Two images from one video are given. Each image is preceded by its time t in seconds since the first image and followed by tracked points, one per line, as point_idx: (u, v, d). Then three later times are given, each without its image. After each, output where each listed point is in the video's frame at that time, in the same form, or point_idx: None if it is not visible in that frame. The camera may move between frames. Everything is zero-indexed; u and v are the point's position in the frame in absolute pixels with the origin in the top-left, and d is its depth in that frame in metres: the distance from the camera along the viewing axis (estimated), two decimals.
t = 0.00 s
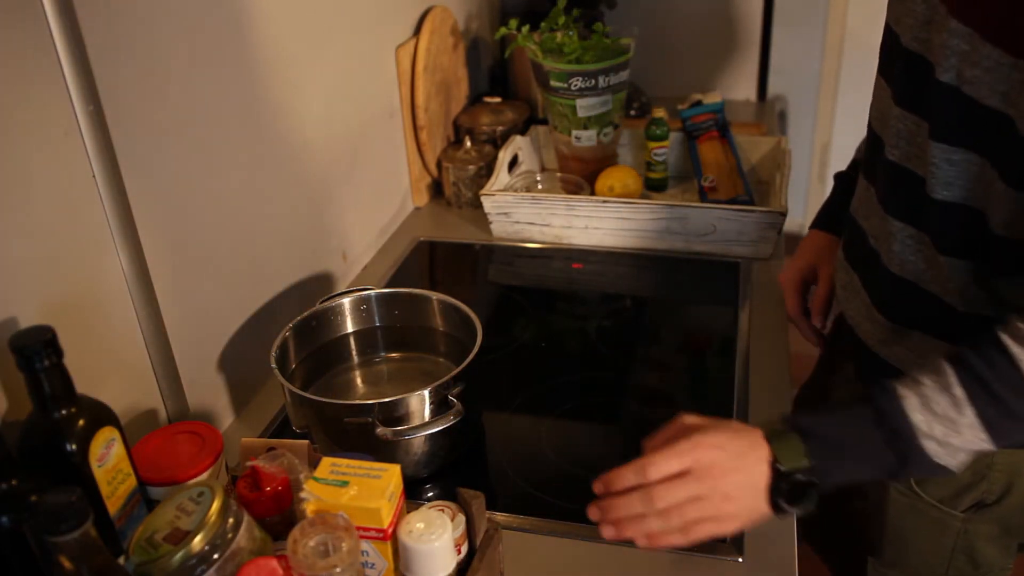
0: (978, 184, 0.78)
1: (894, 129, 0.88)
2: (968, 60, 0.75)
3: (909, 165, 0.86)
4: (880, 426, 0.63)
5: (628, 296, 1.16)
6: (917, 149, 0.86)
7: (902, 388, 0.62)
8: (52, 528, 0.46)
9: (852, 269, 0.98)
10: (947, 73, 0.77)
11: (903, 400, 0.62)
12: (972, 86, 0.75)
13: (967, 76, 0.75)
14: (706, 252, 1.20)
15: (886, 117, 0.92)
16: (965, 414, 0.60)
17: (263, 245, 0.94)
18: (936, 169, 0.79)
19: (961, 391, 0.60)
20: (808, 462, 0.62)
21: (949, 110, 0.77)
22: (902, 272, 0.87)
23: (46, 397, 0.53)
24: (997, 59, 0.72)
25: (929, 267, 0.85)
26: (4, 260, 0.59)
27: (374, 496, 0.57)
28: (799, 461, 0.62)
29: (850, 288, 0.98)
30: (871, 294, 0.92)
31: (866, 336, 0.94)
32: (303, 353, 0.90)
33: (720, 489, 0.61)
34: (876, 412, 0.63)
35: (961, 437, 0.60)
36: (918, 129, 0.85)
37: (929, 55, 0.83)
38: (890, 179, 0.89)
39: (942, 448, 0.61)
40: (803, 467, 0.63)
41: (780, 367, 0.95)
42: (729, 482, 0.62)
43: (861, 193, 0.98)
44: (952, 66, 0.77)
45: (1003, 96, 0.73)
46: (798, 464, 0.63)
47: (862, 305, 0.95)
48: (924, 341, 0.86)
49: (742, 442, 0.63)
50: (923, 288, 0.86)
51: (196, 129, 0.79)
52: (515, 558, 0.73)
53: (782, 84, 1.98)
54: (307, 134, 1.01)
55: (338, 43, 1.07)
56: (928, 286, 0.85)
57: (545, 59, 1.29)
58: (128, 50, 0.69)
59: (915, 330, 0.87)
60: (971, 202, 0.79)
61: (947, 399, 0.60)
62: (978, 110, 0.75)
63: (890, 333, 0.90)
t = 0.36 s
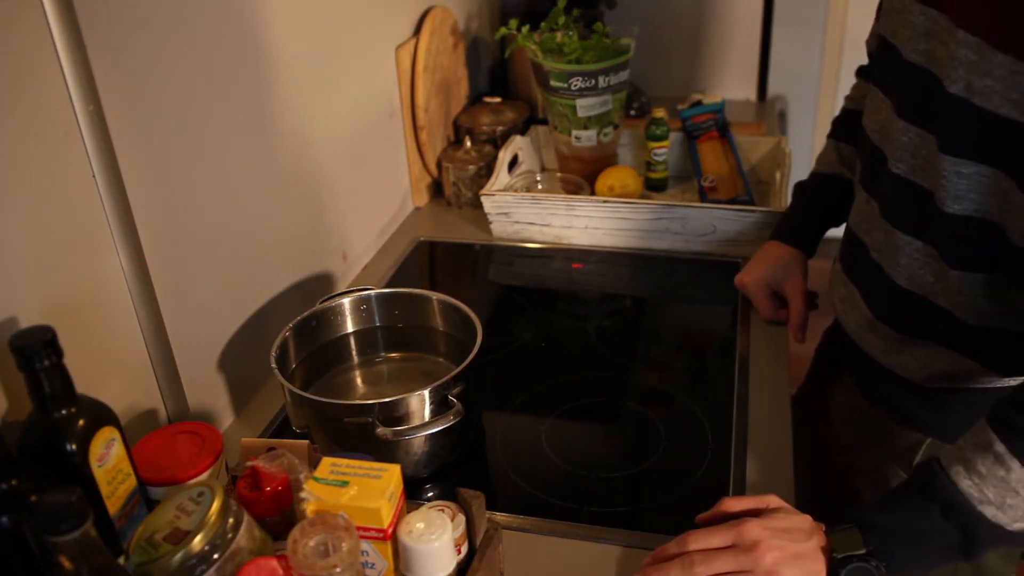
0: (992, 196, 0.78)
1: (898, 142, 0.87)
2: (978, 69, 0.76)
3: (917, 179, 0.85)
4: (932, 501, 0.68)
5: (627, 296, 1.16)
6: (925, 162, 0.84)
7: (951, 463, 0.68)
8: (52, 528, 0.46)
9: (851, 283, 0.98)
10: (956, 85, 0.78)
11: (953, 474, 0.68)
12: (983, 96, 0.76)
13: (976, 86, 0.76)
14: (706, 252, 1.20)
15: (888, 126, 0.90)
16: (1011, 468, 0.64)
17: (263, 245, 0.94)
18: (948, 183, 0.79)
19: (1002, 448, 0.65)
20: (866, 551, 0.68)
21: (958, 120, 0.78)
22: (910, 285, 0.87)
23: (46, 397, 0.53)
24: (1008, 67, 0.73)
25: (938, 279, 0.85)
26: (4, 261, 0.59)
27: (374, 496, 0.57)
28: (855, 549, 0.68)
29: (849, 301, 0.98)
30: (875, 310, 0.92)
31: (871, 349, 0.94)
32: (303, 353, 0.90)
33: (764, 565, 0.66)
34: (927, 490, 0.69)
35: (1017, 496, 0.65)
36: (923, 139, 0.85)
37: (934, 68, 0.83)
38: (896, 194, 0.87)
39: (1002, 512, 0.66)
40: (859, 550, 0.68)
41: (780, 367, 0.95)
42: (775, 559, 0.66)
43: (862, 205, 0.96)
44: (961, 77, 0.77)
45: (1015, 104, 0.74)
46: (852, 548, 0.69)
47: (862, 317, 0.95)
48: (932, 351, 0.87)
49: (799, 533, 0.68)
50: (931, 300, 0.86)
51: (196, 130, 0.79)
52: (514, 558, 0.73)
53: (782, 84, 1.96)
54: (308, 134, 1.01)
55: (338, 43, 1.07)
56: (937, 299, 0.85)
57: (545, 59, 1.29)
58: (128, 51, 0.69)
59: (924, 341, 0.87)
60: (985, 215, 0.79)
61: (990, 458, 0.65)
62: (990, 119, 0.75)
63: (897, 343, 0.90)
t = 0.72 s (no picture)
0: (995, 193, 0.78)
1: (897, 137, 0.87)
2: (978, 57, 0.75)
3: (917, 177, 0.84)
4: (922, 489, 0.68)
5: (627, 296, 1.16)
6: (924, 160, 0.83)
7: (933, 450, 0.68)
8: (51, 529, 0.46)
9: (852, 283, 0.98)
10: (964, 76, 0.78)
11: (936, 460, 0.68)
12: (989, 86, 0.75)
13: (980, 76, 0.76)
14: (706, 252, 1.20)
15: (888, 124, 0.89)
16: (993, 449, 0.65)
17: (263, 245, 0.94)
18: (959, 180, 0.79)
19: (983, 429, 0.65)
20: (866, 546, 0.68)
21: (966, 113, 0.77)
22: (909, 284, 0.87)
23: (46, 397, 0.53)
24: (1010, 53, 0.72)
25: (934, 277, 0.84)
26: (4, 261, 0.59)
27: (374, 496, 0.57)
28: (855, 546, 0.68)
29: (850, 301, 0.98)
30: (875, 309, 0.92)
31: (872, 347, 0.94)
32: (303, 353, 0.90)
33: (767, 568, 0.66)
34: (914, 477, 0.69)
35: (1003, 474, 0.65)
36: (919, 136, 0.84)
37: (929, 63, 0.82)
38: (900, 193, 0.87)
39: (992, 491, 0.66)
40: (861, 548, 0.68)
41: (780, 367, 0.95)
42: (777, 562, 0.66)
43: (859, 206, 0.97)
44: (966, 68, 0.77)
45: (1018, 91, 0.73)
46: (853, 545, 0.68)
47: (863, 317, 0.95)
48: (935, 353, 0.87)
49: (800, 534, 0.68)
50: (925, 301, 0.86)
51: (197, 130, 0.79)
52: (515, 558, 0.73)
53: (782, 83, 1.96)
54: (308, 134, 1.01)
55: (338, 43, 1.07)
56: (931, 299, 0.85)
57: (545, 59, 1.29)
58: (128, 52, 0.69)
59: (929, 342, 0.87)
60: (990, 214, 0.78)
61: (972, 441, 0.66)
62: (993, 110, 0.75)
63: (898, 345, 0.90)
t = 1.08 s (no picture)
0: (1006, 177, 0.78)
1: (908, 128, 0.88)
2: (987, 45, 0.76)
3: (928, 166, 0.85)
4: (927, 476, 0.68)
5: (627, 296, 1.16)
6: (933, 148, 0.84)
7: (942, 437, 0.68)
8: (52, 528, 0.46)
9: (866, 278, 0.98)
10: (969, 64, 0.78)
11: (944, 447, 0.68)
12: (995, 73, 0.75)
13: (986, 64, 0.76)
14: (705, 253, 1.20)
15: (899, 117, 0.90)
16: (999, 436, 0.65)
17: (263, 244, 0.94)
18: (963, 164, 0.80)
19: (989, 416, 0.65)
20: (865, 533, 0.68)
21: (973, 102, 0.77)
22: (920, 274, 0.87)
23: (46, 397, 0.53)
24: (1014, 40, 0.73)
25: (945, 266, 0.84)
26: (4, 261, 0.59)
27: (374, 496, 0.57)
28: (853, 533, 0.68)
29: (863, 296, 0.98)
30: (887, 299, 0.92)
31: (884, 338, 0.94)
32: (302, 353, 0.90)
33: (765, 562, 0.66)
34: (919, 466, 0.69)
35: (1008, 463, 0.65)
36: (931, 125, 0.84)
37: (940, 54, 0.82)
38: (912, 184, 0.87)
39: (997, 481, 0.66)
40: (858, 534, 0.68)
41: (780, 366, 0.95)
42: (774, 559, 0.66)
43: (872, 200, 0.96)
44: (971, 57, 0.78)
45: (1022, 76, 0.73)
46: (851, 533, 0.68)
47: (878, 310, 0.94)
48: (944, 345, 0.87)
49: (795, 526, 0.68)
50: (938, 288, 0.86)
51: (197, 128, 0.79)
52: (515, 559, 0.73)
53: (782, 84, 1.97)
54: (308, 133, 1.01)
55: (338, 42, 1.07)
56: (942, 287, 0.85)
57: (545, 59, 1.29)
58: (128, 51, 0.69)
59: (938, 333, 0.87)
60: (1002, 195, 0.78)
61: (978, 428, 0.66)
62: (1001, 97, 0.75)
63: (911, 337, 0.90)
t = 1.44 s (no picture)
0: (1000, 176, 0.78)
1: (904, 126, 0.88)
2: (979, 44, 0.76)
3: (923, 164, 0.85)
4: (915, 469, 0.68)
5: (627, 296, 1.16)
6: (929, 146, 0.84)
7: (928, 431, 0.68)
8: (52, 528, 0.46)
9: (859, 275, 0.98)
10: (962, 61, 0.78)
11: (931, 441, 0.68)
12: (989, 71, 0.75)
13: (980, 62, 0.76)
14: (705, 253, 1.20)
15: (896, 114, 0.90)
16: (987, 430, 0.65)
17: (263, 244, 0.94)
18: (957, 163, 0.79)
19: (977, 411, 0.65)
20: (860, 525, 0.68)
21: (966, 101, 0.77)
22: (914, 271, 0.87)
23: (46, 397, 0.53)
24: (1010, 39, 0.73)
25: (937, 263, 0.85)
26: (3, 261, 0.59)
27: (374, 496, 0.57)
28: (849, 527, 0.68)
29: (857, 294, 0.98)
30: (879, 297, 0.92)
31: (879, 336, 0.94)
32: (302, 353, 0.90)
33: (765, 560, 0.66)
34: (910, 458, 0.69)
35: (996, 457, 0.65)
36: (927, 123, 0.84)
37: (936, 52, 0.83)
38: (905, 181, 0.87)
39: (985, 474, 0.66)
40: (854, 527, 0.68)
41: (780, 366, 0.95)
42: (773, 559, 0.66)
43: (869, 197, 0.96)
44: (966, 55, 0.77)
45: (1019, 75, 0.73)
46: (846, 524, 0.68)
47: (870, 308, 0.94)
48: (938, 342, 0.87)
49: (791, 520, 0.68)
50: (933, 286, 0.86)
51: (196, 128, 0.79)
52: (515, 559, 0.73)
53: (782, 84, 1.96)
54: (308, 133, 1.01)
55: (338, 42, 1.07)
56: (937, 284, 0.85)
57: (545, 59, 1.29)
58: (128, 51, 0.69)
59: (932, 331, 0.87)
60: (995, 193, 0.78)
61: (967, 422, 0.66)
62: (996, 96, 0.75)
63: (903, 335, 0.90)
